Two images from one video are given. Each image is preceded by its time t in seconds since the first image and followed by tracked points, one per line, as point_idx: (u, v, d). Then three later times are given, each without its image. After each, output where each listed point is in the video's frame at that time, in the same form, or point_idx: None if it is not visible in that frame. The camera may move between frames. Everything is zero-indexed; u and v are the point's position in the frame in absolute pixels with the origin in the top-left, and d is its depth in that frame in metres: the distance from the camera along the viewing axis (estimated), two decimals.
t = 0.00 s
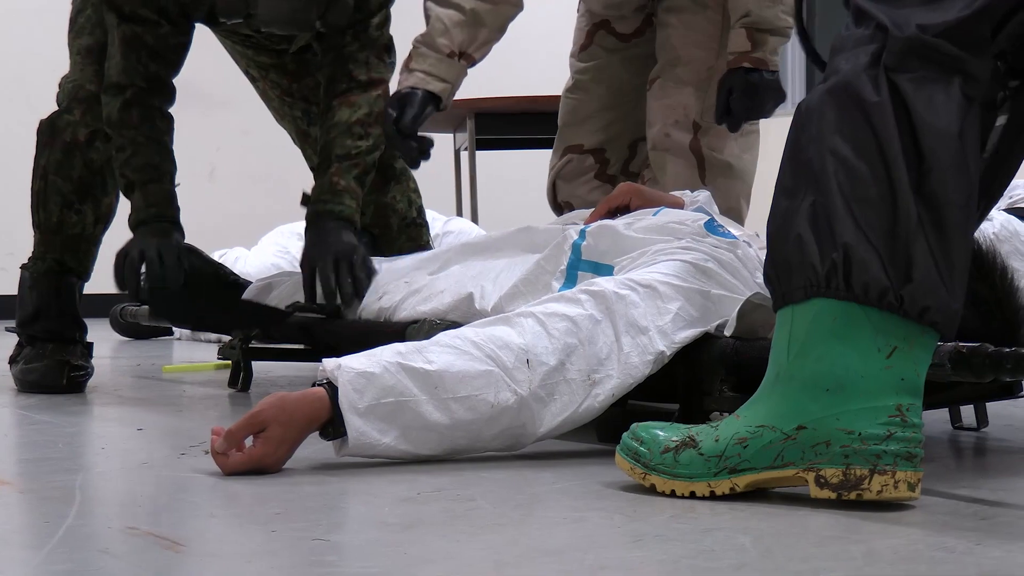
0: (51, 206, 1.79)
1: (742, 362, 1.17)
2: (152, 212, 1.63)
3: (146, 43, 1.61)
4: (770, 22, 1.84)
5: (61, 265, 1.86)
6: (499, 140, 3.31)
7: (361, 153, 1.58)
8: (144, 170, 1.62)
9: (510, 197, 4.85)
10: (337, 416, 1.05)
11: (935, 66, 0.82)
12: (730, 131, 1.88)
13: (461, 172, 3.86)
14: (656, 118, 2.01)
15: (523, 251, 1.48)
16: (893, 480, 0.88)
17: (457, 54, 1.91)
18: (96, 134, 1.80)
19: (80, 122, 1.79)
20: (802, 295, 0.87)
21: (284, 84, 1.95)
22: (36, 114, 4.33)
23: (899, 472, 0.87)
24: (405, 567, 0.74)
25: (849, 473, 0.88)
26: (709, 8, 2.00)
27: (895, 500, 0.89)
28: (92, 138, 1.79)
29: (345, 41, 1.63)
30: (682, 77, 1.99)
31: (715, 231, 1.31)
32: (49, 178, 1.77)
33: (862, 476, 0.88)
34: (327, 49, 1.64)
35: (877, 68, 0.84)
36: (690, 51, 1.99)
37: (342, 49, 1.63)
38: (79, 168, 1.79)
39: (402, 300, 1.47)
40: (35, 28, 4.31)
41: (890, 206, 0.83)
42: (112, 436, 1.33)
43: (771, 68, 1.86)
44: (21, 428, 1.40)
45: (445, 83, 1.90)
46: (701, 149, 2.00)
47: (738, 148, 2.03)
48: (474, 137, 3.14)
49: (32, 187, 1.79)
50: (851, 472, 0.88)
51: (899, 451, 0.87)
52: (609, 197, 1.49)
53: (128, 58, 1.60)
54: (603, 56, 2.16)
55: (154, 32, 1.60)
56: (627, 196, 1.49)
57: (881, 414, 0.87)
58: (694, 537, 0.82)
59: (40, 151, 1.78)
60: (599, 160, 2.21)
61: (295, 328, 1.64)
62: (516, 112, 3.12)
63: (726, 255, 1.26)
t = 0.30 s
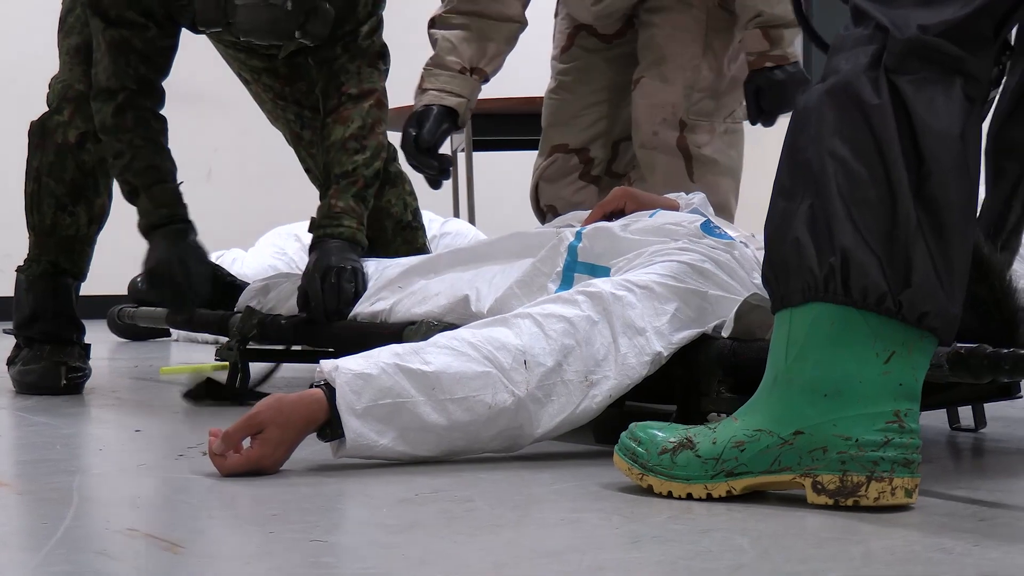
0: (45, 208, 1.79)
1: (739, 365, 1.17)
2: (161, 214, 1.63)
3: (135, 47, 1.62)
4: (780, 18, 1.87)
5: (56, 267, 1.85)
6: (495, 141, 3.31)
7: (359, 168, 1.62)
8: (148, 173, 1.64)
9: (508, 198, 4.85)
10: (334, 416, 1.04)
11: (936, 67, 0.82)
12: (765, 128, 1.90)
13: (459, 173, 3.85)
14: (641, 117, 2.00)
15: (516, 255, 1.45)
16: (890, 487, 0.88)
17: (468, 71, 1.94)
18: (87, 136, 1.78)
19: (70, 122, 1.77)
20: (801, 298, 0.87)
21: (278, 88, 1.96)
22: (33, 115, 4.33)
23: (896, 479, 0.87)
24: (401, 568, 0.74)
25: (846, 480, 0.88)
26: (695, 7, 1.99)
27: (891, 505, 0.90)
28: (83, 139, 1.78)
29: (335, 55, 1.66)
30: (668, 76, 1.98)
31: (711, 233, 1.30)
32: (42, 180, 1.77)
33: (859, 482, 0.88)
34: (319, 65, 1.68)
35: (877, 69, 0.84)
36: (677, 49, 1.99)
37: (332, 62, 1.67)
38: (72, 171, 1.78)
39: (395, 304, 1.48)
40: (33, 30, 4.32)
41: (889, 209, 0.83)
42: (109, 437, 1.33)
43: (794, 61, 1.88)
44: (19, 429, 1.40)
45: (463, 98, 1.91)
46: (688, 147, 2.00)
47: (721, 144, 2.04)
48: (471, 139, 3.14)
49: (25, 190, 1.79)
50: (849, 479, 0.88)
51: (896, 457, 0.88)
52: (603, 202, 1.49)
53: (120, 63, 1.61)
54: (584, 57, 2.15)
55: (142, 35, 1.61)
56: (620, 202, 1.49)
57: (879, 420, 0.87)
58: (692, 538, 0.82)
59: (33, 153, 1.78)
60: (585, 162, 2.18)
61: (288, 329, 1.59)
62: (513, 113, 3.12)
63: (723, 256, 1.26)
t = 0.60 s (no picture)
0: (42, 210, 1.78)
1: (735, 365, 1.17)
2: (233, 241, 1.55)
3: (175, 57, 1.54)
4: (736, 17, 1.86)
5: (52, 268, 1.85)
6: (493, 141, 3.31)
7: (367, 169, 1.62)
8: (208, 198, 1.55)
9: (506, 199, 4.85)
10: (332, 417, 1.04)
11: (929, 67, 0.83)
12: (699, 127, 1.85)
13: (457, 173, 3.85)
14: (634, 118, 2.01)
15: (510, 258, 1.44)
16: (887, 486, 0.88)
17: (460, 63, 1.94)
18: (84, 135, 1.78)
19: (66, 122, 1.76)
20: (797, 298, 0.87)
21: (275, 88, 1.96)
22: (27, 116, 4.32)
23: (892, 478, 0.87)
24: (398, 569, 0.74)
25: (843, 479, 0.88)
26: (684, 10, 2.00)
27: (888, 504, 0.90)
28: (80, 139, 1.78)
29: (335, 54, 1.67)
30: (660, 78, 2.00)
31: (707, 233, 1.31)
32: (39, 182, 1.76)
33: (856, 482, 0.88)
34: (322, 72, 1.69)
35: (871, 70, 0.85)
36: (671, 55, 2.00)
37: (337, 61, 1.67)
38: (68, 172, 1.78)
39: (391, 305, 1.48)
40: (27, 31, 4.31)
41: (884, 209, 0.83)
42: (108, 439, 1.33)
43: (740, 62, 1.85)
44: (16, 431, 1.40)
45: (455, 91, 1.92)
46: (681, 145, 1.99)
47: (713, 143, 2.02)
48: (468, 139, 3.14)
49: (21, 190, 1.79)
50: (845, 478, 0.88)
51: (892, 456, 0.88)
52: (600, 202, 1.49)
53: (154, 74, 1.53)
54: (571, 60, 2.16)
55: (179, 46, 1.55)
56: (616, 202, 1.48)
57: (875, 418, 0.87)
58: (689, 538, 0.82)
59: (28, 154, 1.76)
60: (577, 164, 2.18)
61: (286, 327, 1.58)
62: (510, 113, 3.13)
63: (720, 256, 1.26)
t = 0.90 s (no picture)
0: (38, 210, 1.78)
1: (732, 365, 1.17)
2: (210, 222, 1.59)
3: (169, 47, 1.58)
4: (721, 25, 1.85)
5: (49, 268, 1.85)
6: (489, 142, 3.31)
7: (374, 173, 1.66)
8: (188, 181, 1.59)
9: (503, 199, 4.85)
10: (328, 417, 1.05)
11: (924, 67, 0.83)
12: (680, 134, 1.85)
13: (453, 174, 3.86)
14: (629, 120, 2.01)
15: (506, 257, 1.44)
16: (883, 484, 0.88)
17: (462, 53, 1.95)
18: (82, 135, 1.78)
19: (64, 122, 1.76)
20: (793, 298, 0.87)
21: (271, 88, 1.96)
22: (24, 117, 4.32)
23: (889, 476, 0.88)
24: (395, 569, 0.74)
25: (839, 478, 0.89)
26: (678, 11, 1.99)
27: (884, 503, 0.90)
28: (77, 139, 1.77)
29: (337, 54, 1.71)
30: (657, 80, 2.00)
31: (704, 233, 1.31)
32: (36, 181, 1.76)
33: (852, 480, 0.88)
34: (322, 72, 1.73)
35: (865, 70, 0.85)
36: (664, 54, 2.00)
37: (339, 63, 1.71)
38: (66, 172, 1.77)
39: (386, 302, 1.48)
40: (23, 31, 4.31)
41: (879, 209, 0.83)
42: (105, 439, 1.33)
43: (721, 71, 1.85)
44: (12, 430, 1.40)
45: (458, 82, 1.93)
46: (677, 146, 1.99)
47: (707, 144, 2.02)
48: (465, 140, 3.15)
49: (18, 190, 1.79)
50: (842, 477, 0.88)
51: (889, 455, 0.88)
52: (594, 206, 1.49)
53: (147, 59, 1.56)
54: (566, 60, 2.17)
55: (173, 37, 1.58)
56: (612, 205, 1.49)
57: (872, 417, 0.87)
58: (686, 538, 0.82)
59: (26, 155, 1.77)
60: (573, 163, 2.17)
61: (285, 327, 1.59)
62: (507, 114, 3.13)
63: (716, 256, 1.26)
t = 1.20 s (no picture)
0: (38, 211, 1.78)
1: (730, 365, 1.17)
2: (155, 229, 1.54)
3: (148, 43, 1.54)
4: (708, 25, 1.85)
5: (48, 270, 1.85)
6: (486, 142, 3.32)
7: (385, 158, 1.80)
8: (143, 184, 1.55)
9: (501, 200, 4.85)
10: (327, 418, 1.05)
11: (923, 67, 0.83)
12: (666, 135, 1.85)
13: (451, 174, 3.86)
14: (626, 120, 2.01)
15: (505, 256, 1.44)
16: (882, 483, 0.88)
17: (467, 59, 1.95)
18: (81, 138, 1.77)
19: (63, 124, 1.76)
20: (792, 298, 0.87)
21: (274, 86, 1.96)
22: (21, 118, 4.31)
23: (887, 475, 0.87)
24: (393, 569, 0.74)
25: (838, 477, 0.88)
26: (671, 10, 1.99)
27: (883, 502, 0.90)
28: (77, 141, 1.77)
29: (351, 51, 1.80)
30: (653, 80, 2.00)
31: (702, 233, 1.31)
32: (36, 182, 1.76)
33: (850, 479, 0.88)
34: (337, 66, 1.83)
35: (863, 71, 0.85)
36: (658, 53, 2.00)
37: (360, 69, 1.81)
38: (65, 174, 1.77)
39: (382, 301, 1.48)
40: (23, 32, 4.31)
41: (878, 209, 0.83)
42: (102, 439, 1.33)
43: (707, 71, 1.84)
44: (10, 431, 1.40)
45: (464, 88, 1.94)
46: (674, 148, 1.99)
47: (703, 145, 2.01)
48: (463, 139, 3.14)
49: (18, 191, 1.79)
50: (840, 475, 0.88)
51: (887, 454, 0.88)
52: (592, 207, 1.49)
53: (122, 54, 1.52)
54: (563, 61, 2.17)
55: (154, 32, 1.54)
56: (610, 205, 1.49)
57: (870, 416, 0.87)
58: (684, 537, 0.82)
59: (26, 155, 1.77)
60: (569, 163, 2.17)
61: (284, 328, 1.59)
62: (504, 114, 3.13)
63: (714, 256, 1.26)
